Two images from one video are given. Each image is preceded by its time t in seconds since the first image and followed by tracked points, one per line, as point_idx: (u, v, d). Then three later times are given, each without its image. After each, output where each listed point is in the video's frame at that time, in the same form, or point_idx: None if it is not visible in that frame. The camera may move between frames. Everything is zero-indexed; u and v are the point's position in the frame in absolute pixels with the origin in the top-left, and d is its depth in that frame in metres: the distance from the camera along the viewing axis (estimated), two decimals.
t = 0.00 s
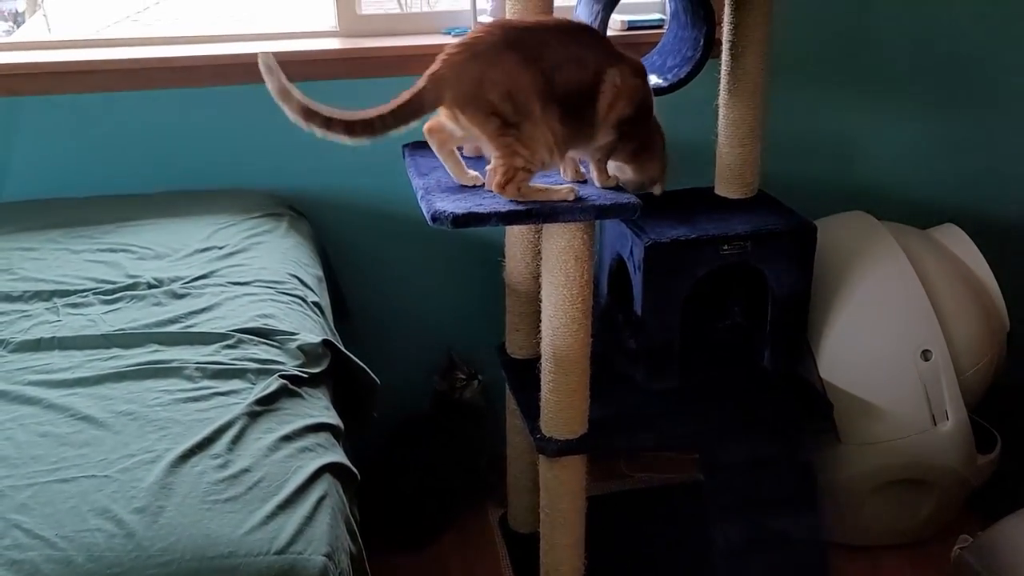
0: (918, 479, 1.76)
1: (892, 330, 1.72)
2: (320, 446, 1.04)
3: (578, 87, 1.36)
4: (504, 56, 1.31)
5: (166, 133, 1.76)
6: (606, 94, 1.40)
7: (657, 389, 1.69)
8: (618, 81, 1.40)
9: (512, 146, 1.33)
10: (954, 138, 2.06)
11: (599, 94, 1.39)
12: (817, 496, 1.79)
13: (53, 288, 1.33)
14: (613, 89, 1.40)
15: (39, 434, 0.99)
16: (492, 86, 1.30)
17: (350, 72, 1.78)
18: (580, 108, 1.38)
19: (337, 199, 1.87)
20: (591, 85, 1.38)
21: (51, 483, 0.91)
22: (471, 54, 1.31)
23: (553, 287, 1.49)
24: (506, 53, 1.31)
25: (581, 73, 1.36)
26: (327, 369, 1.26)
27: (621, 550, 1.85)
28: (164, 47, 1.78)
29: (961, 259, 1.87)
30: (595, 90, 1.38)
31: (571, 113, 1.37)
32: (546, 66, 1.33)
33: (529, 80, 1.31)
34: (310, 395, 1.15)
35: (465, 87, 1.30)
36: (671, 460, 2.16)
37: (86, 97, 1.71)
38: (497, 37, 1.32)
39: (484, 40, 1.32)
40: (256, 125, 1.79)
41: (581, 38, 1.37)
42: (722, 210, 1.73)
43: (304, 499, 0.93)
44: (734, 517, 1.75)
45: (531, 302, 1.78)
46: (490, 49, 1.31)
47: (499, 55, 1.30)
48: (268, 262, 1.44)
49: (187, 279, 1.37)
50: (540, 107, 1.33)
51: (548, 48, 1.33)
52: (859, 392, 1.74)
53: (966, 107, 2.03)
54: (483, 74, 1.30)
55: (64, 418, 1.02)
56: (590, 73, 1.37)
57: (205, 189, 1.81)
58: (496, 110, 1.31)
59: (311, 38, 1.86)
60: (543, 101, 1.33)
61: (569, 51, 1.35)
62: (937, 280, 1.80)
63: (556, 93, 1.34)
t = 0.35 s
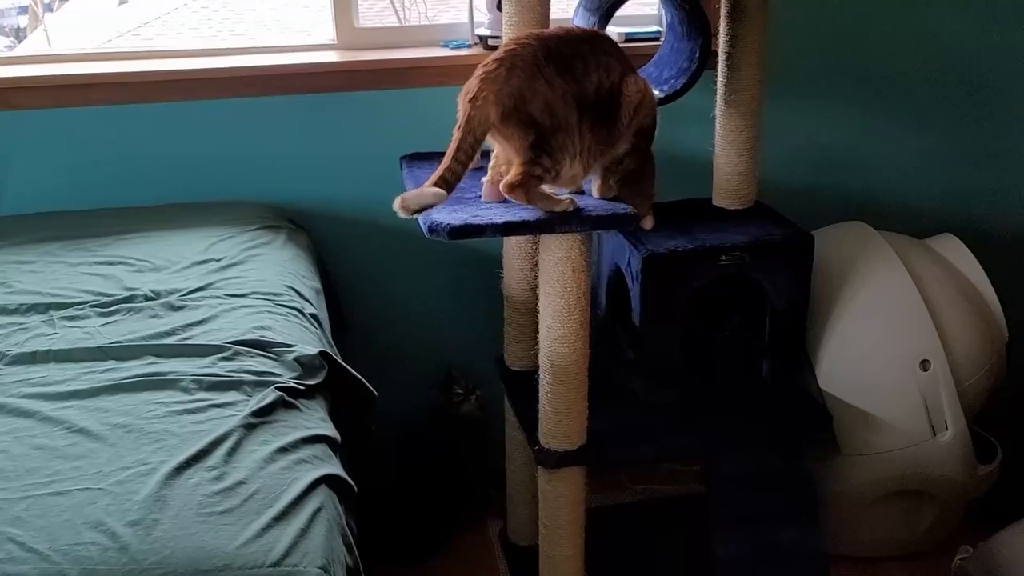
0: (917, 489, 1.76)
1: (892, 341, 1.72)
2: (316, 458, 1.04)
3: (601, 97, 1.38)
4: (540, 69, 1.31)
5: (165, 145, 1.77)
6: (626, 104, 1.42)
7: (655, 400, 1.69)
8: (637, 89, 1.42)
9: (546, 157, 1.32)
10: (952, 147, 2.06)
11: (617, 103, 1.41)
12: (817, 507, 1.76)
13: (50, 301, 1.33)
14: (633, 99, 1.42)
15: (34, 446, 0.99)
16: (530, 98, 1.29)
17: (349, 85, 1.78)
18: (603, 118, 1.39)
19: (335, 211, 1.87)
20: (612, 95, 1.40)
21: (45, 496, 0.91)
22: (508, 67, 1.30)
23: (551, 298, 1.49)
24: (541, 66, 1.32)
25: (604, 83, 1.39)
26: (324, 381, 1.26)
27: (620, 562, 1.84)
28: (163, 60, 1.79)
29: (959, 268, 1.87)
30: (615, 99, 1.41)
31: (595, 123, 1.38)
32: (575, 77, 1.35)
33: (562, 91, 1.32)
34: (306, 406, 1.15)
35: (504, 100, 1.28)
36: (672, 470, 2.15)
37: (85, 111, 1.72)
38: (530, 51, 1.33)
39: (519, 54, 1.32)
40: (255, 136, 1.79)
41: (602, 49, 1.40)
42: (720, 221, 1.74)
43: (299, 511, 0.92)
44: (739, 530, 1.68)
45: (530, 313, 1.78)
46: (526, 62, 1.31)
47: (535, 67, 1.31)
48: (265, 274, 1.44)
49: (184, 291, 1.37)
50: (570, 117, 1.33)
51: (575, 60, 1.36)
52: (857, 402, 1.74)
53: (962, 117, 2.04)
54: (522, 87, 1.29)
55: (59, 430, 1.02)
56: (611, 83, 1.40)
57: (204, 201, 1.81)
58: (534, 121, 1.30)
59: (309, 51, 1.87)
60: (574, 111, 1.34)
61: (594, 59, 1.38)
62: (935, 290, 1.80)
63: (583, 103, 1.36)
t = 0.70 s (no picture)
0: (913, 490, 1.76)
1: (886, 342, 1.72)
2: (309, 464, 1.03)
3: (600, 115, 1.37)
4: (535, 114, 1.30)
5: (157, 152, 1.76)
6: (624, 113, 1.40)
7: (650, 403, 1.69)
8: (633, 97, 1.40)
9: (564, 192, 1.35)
10: (943, 149, 2.06)
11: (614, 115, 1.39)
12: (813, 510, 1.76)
13: (41, 308, 1.33)
14: (630, 105, 1.40)
15: (24, 455, 0.98)
16: (536, 147, 1.30)
17: (341, 90, 1.78)
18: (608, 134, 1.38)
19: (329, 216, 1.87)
20: (608, 109, 1.38)
21: (35, 505, 0.90)
22: (506, 123, 1.29)
23: (544, 302, 1.48)
24: (538, 111, 1.30)
25: (599, 100, 1.36)
26: (317, 387, 1.25)
27: (616, 567, 1.84)
28: (155, 66, 1.79)
29: (952, 269, 1.87)
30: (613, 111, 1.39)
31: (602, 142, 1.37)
32: (572, 106, 1.33)
33: (563, 128, 1.31)
34: (299, 413, 1.14)
35: (511, 156, 1.29)
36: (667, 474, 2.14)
37: (75, 117, 1.71)
38: (524, 96, 1.30)
39: (512, 104, 1.30)
40: (248, 141, 1.79)
41: (591, 65, 1.37)
42: (713, 223, 1.74)
43: (292, 518, 0.92)
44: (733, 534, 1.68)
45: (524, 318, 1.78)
46: (522, 112, 1.29)
47: (532, 114, 1.30)
48: (258, 280, 1.43)
49: (176, 298, 1.36)
50: (579, 150, 1.33)
51: (568, 89, 1.33)
52: (851, 404, 1.73)
53: (953, 119, 2.05)
54: (524, 139, 1.29)
55: (50, 439, 1.01)
56: (606, 99, 1.38)
57: (196, 207, 1.80)
58: (544, 168, 1.31)
59: (302, 57, 1.86)
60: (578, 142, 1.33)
61: (583, 77, 1.35)
62: (928, 291, 1.80)
63: (585, 129, 1.34)
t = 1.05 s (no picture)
0: (906, 487, 1.76)
1: (878, 339, 1.72)
2: (302, 466, 1.02)
3: (575, 117, 1.34)
4: (508, 139, 1.29)
5: (146, 151, 1.75)
6: (601, 113, 1.37)
7: (643, 402, 1.69)
8: (605, 93, 1.37)
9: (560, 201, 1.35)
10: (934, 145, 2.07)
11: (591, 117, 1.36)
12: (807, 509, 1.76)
13: (29, 310, 1.31)
14: (605, 103, 1.37)
15: (13, 458, 0.97)
16: (519, 170, 1.29)
17: (332, 89, 1.77)
18: (589, 135, 1.36)
19: (320, 216, 1.86)
20: (582, 111, 1.35)
21: (24, 509, 0.89)
22: (481, 154, 1.29)
23: (537, 302, 1.48)
24: (511, 136, 1.29)
25: (571, 105, 1.34)
26: (309, 387, 1.25)
27: (610, 566, 1.83)
28: (144, 65, 1.77)
29: (944, 266, 1.88)
30: (588, 112, 1.36)
31: (585, 143, 1.35)
32: (543, 118, 1.31)
33: (539, 143, 1.30)
34: (291, 414, 1.13)
35: (495, 185, 1.29)
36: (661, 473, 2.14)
37: (64, 117, 1.70)
38: (493, 123, 1.30)
39: (485, 138, 1.29)
40: (237, 141, 1.77)
41: (555, 70, 1.34)
42: (705, 222, 1.73)
43: (284, 520, 0.91)
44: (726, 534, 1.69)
45: (517, 316, 1.78)
46: (494, 140, 1.29)
47: (504, 139, 1.29)
48: (248, 280, 1.42)
49: (166, 299, 1.35)
50: (562, 160, 1.31)
51: (536, 101, 1.31)
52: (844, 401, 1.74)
53: (944, 116, 2.05)
54: (502, 166, 1.29)
55: (39, 441, 1.00)
56: (578, 102, 1.35)
57: (187, 208, 1.79)
58: (531, 188, 1.31)
59: (292, 56, 1.85)
60: (559, 151, 1.31)
61: (551, 86, 1.33)
62: (920, 288, 1.80)
63: (564, 137, 1.32)
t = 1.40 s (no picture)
0: (902, 479, 1.77)
1: (875, 331, 1.73)
2: (298, 452, 1.02)
3: (576, 106, 1.33)
4: (508, 126, 1.28)
5: (140, 140, 1.74)
6: (602, 101, 1.36)
7: (641, 393, 1.68)
8: (606, 80, 1.36)
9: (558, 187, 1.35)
10: (931, 139, 2.07)
11: (591, 106, 1.36)
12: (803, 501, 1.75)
13: (23, 297, 1.30)
14: (607, 90, 1.36)
15: (6, 444, 0.97)
16: (517, 156, 1.29)
17: (329, 79, 1.76)
18: (589, 124, 1.35)
19: (319, 208, 1.85)
20: (583, 100, 1.35)
21: (18, 494, 0.89)
22: (480, 140, 1.28)
23: (534, 292, 1.47)
24: (511, 123, 1.29)
25: (572, 93, 1.33)
26: (305, 375, 1.24)
27: (606, 558, 1.83)
28: (139, 53, 1.76)
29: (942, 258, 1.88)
30: (588, 101, 1.36)
31: (585, 132, 1.34)
32: (543, 105, 1.30)
33: (540, 130, 1.30)
34: (288, 400, 1.13)
35: (493, 172, 1.28)
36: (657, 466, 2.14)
37: (58, 105, 1.69)
38: (493, 108, 1.29)
39: (484, 124, 1.29)
40: (233, 130, 1.77)
41: (556, 57, 1.33)
42: (703, 212, 1.73)
43: (281, 506, 0.91)
44: (721, 525, 1.68)
45: (514, 308, 1.77)
46: (494, 126, 1.28)
47: (504, 125, 1.28)
48: (245, 268, 1.42)
49: (162, 286, 1.34)
50: (561, 148, 1.31)
51: (537, 89, 1.31)
52: (842, 393, 1.74)
53: (942, 108, 2.05)
54: (501, 152, 1.28)
55: (33, 427, 1.00)
56: (579, 90, 1.34)
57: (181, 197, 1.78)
58: (529, 177, 1.31)
59: (289, 45, 1.85)
60: (558, 139, 1.30)
61: (552, 74, 1.32)
62: (917, 280, 1.80)
63: (563, 124, 1.31)
